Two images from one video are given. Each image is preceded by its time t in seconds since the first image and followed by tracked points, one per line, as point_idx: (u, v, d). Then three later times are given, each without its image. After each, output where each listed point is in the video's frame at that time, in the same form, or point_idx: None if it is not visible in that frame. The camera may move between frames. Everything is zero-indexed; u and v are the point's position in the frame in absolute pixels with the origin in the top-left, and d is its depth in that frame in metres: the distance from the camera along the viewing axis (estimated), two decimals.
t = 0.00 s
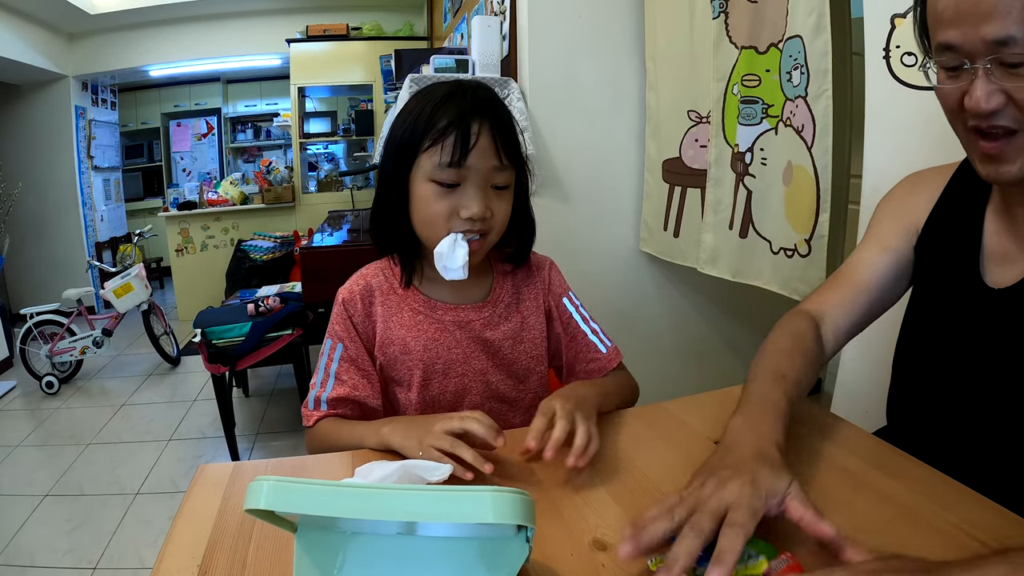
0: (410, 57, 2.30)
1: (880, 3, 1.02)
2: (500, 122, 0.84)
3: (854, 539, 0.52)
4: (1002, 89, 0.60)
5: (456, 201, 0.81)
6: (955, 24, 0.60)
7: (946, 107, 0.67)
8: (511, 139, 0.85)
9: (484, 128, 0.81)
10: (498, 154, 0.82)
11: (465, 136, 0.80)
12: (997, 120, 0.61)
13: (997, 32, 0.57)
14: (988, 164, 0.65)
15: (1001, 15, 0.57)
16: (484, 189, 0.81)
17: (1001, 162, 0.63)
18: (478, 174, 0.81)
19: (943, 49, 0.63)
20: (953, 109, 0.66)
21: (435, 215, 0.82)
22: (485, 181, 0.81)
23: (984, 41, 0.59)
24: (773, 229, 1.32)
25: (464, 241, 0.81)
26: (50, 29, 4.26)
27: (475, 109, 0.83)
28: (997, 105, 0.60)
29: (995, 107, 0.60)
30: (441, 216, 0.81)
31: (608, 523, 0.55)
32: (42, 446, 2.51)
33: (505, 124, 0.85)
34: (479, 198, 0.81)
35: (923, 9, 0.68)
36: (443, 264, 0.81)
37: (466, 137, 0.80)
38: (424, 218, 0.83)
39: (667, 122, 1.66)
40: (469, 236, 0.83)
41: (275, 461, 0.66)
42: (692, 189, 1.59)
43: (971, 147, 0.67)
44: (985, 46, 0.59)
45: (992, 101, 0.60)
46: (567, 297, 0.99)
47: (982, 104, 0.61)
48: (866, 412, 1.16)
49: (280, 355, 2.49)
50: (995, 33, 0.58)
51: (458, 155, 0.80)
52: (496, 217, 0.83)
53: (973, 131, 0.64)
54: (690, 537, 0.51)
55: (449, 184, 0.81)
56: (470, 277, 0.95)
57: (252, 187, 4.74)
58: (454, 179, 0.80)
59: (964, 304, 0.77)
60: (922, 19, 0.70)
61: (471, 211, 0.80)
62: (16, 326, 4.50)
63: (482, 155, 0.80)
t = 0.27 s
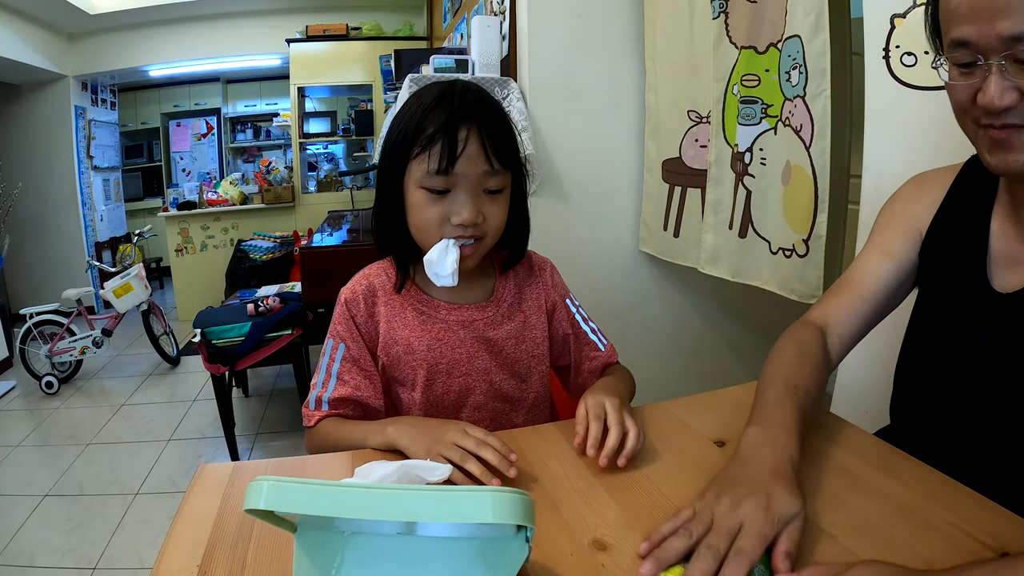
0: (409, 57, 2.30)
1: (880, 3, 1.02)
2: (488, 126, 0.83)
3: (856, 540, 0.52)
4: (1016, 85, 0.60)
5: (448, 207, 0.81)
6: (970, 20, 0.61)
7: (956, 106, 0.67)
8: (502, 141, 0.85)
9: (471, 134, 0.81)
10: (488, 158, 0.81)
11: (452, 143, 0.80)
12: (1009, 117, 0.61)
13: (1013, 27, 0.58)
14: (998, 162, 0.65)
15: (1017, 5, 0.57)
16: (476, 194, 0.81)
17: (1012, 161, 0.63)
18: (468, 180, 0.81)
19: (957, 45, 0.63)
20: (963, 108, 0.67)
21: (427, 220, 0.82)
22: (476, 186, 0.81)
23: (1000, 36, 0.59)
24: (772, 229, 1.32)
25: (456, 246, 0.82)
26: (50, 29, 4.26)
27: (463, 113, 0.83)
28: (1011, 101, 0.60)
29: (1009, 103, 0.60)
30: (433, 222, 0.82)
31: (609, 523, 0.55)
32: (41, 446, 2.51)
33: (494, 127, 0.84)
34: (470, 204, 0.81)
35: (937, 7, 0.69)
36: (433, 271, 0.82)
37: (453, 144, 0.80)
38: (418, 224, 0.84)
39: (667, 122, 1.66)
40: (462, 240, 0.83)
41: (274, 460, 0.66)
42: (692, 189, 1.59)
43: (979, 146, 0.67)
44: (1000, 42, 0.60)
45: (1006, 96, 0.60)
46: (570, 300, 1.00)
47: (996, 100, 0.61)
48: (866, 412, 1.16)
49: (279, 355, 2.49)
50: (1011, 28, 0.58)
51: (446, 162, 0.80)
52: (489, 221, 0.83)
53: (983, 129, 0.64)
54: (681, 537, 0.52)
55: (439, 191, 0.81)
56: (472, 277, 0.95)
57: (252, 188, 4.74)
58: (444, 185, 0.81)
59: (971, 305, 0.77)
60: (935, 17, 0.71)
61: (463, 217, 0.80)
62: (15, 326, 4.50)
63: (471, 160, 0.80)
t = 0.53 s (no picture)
0: (409, 57, 2.30)
1: (880, 2, 1.02)
2: (485, 126, 0.83)
3: (856, 541, 0.52)
4: (1014, 83, 0.60)
5: (444, 207, 0.81)
6: (968, 18, 0.61)
7: (955, 104, 0.67)
8: (499, 142, 0.84)
9: (467, 135, 0.80)
10: (484, 160, 0.81)
11: (448, 145, 0.80)
12: (1009, 114, 0.61)
13: (1011, 24, 0.58)
14: (998, 160, 0.64)
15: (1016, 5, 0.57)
16: (472, 195, 0.81)
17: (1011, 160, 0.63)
18: (465, 181, 0.81)
19: (956, 44, 0.63)
20: (961, 107, 0.67)
21: (425, 221, 0.83)
22: (473, 188, 0.81)
23: (997, 33, 0.59)
24: (772, 229, 1.32)
25: (451, 247, 0.82)
26: (50, 29, 4.26)
27: (459, 114, 0.82)
28: (1010, 99, 0.60)
29: (1009, 100, 0.60)
30: (430, 222, 0.82)
31: (608, 523, 0.55)
32: (41, 446, 2.51)
33: (490, 127, 0.84)
34: (466, 204, 0.81)
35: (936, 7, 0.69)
36: (427, 271, 0.83)
37: (449, 146, 0.80)
38: (416, 224, 0.85)
39: (667, 121, 1.65)
40: (459, 241, 0.83)
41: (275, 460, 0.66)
42: (692, 189, 1.59)
43: (978, 144, 0.66)
44: (997, 40, 0.60)
45: (1005, 94, 0.60)
46: (571, 293, 0.98)
47: (996, 98, 0.61)
48: (866, 413, 1.16)
49: (279, 355, 2.49)
50: (1009, 25, 0.58)
51: (442, 163, 0.80)
52: (487, 222, 0.83)
53: (982, 126, 0.64)
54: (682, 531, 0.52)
55: (436, 192, 0.81)
56: (473, 276, 0.95)
57: (252, 187, 4.74)
58: (440, 186, 0.81)
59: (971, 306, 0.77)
60: (933, 17, 0.71)
61: (458, 218, 0.80)
62: (15, 326, 4.50)
63: (467, 161, 0.80)
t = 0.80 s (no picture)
0: (409, 57, 2.30)
1: (880, 2, 1.02)
2: (477, 133, 0.82)
3: (854, 540, 0.52)
4: (1009, 73, 0.57)
5: (435, 213, 0.81)
6: (961, 8, 0.59)
7: (946, 101, 0.64)
8: (489, 147, 0.83)
9: (458, 143, 0.80)
10: (475, 169, 0.81)
11: (439, 152, 0.79)
12: (1003, 104, 0.58)
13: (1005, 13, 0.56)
14: (989, 153, 0.60)
15: None
16: (463, 201, 0.81)
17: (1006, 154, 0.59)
18: (455, 188, 0.81)
19: (948, 34, 0.61)
20: (953, 103, 0.63)
21: (416, 225, 0.83)
22: (464, 195, 0.81)
23: (990, 23, 0.57)
24: (771, 229, 1.32)
25: (438, 253, 0.83)
26: (49, 29, 4.26)
27: (446, 122, 0.82)
28: (1003, 88, 0.57)
29: (1002, 89, 0.57)
30: (421, 226, 0.83)
31: (607, 523, 0.55)
32: (41, 447, 2.50)
33: (484, 132, 0.84)
34: (457, 211, 0.81)
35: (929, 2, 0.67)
36: (415, 275, 0.84)
37: (440, 155, 0.79)
38: (408, 228, 0.85)
39: (667, 121, 1.65)
40: (448, 246, 0.83)
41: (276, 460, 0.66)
42: (692, 189, 1.59)
43: (970, 140, 0.62)
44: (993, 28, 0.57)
45: (999, 82, 0.57)
46: (568, 291, 0.99)
47: (989, 87, 0.58)
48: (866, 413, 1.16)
49: (278, 355, 2.49)
50: (1003, 15, 0.56)
51: (431, 171, 0.80)
52: (478, 229, 0.83)
53: (974, 118, 0.61)
54: (678, 528, 0.53)
55: (427, 198, 0.81)
56: (470, 275, 0.95)
57: (252, 187, 4.74)
58: (431, 193, 0.81)
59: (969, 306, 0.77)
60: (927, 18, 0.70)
61: (448, 224, 0.80)
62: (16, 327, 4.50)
63: (457, 169, 0.80)
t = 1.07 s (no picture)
0: (408, 57, 2.30)
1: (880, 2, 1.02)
2: (476, 135, 0.83)
3: (855, 540, 0.52)
4: (999, 62, 0.62)
5: (434, 215, 0.81)
6: None
7: (934, 94, 0.68)
8: (489, 152, 0.84)
9: (458, 144, 0.80)
10: (474, 169, 0.81)
11: (438, 154, 0.80)
12: (995, 92, 0.62)
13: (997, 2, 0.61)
14: (981, 144, 0.65)
15: None
16: (463, 203, 0.81)
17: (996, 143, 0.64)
18: (455, 190, 0.81)
19: (940, 24, 0.65)
20: (941, 95, 0.68)
21: (415, 228, 0.83)
22: (464, 196, 0.81)
23: (984, 11, 0.62)
24: (771, 229, 1.32)
25: (440, 253, 0.82)
26: (49, 29, 4.26)
27: (447, 125, 0.82)
28: (996, 75, 0.62)
29: (996, 76, 0.62)
30: (420, 228, 0.82)
31: (608, 523, 0.55)
32: (41, 447, 2.50)
33: (482, 137, 0.84)
34: (457, 212, 0.81)
35: None
36: (415, 277, 0.82)
37: (440, 155, 0.79)
38: (406, 230, 0.85)
39: (667, 121, 1.65)
40: (447, 247, 0.83)
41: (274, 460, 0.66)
42: (691, 189, 1.59)
43: (958, 132, 0.67)
44: (987, 17, 0.62)
45: (992, 70, 0.62)
46: (567, 288, 0.98)
47: (983, 73, 0.62)
48: (866, 414, 1.16)
49: (278, 355, 2.49)
50: (996, 2, 0.61)
51: (431, 173, 0.80)
52: (476, 229, 0.83)
53: (966, 109, 0.65)
54: (678, 527, 0.54)
55: (426, 200, 0.81)
56: (468, 273, 0.95)
57: (252, 187, 4.74)
58: (431, 196, 0.81)
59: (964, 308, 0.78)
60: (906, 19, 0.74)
61: (448, 226, 0.80)
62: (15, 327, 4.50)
63: (456, 171, 0.80)
